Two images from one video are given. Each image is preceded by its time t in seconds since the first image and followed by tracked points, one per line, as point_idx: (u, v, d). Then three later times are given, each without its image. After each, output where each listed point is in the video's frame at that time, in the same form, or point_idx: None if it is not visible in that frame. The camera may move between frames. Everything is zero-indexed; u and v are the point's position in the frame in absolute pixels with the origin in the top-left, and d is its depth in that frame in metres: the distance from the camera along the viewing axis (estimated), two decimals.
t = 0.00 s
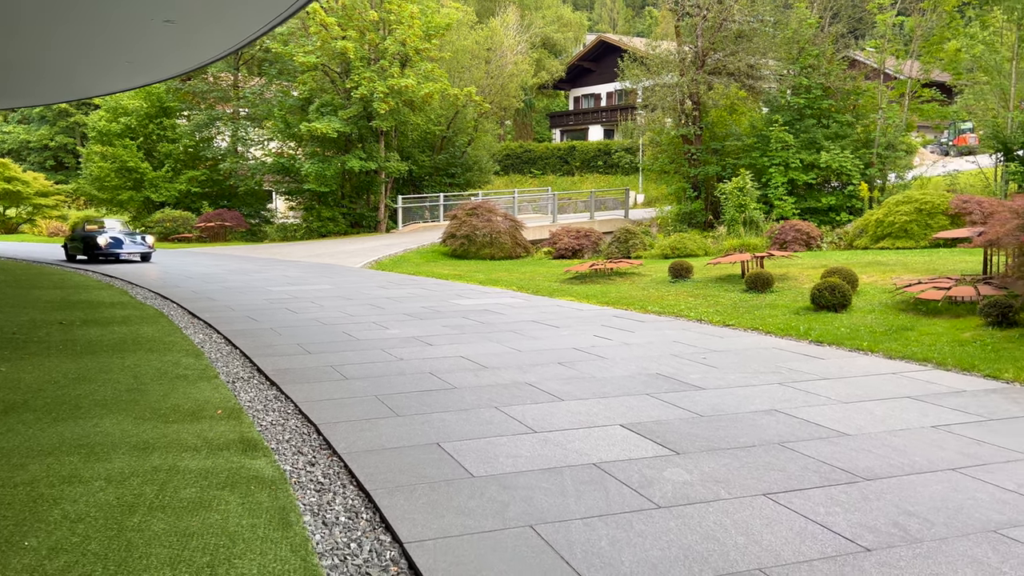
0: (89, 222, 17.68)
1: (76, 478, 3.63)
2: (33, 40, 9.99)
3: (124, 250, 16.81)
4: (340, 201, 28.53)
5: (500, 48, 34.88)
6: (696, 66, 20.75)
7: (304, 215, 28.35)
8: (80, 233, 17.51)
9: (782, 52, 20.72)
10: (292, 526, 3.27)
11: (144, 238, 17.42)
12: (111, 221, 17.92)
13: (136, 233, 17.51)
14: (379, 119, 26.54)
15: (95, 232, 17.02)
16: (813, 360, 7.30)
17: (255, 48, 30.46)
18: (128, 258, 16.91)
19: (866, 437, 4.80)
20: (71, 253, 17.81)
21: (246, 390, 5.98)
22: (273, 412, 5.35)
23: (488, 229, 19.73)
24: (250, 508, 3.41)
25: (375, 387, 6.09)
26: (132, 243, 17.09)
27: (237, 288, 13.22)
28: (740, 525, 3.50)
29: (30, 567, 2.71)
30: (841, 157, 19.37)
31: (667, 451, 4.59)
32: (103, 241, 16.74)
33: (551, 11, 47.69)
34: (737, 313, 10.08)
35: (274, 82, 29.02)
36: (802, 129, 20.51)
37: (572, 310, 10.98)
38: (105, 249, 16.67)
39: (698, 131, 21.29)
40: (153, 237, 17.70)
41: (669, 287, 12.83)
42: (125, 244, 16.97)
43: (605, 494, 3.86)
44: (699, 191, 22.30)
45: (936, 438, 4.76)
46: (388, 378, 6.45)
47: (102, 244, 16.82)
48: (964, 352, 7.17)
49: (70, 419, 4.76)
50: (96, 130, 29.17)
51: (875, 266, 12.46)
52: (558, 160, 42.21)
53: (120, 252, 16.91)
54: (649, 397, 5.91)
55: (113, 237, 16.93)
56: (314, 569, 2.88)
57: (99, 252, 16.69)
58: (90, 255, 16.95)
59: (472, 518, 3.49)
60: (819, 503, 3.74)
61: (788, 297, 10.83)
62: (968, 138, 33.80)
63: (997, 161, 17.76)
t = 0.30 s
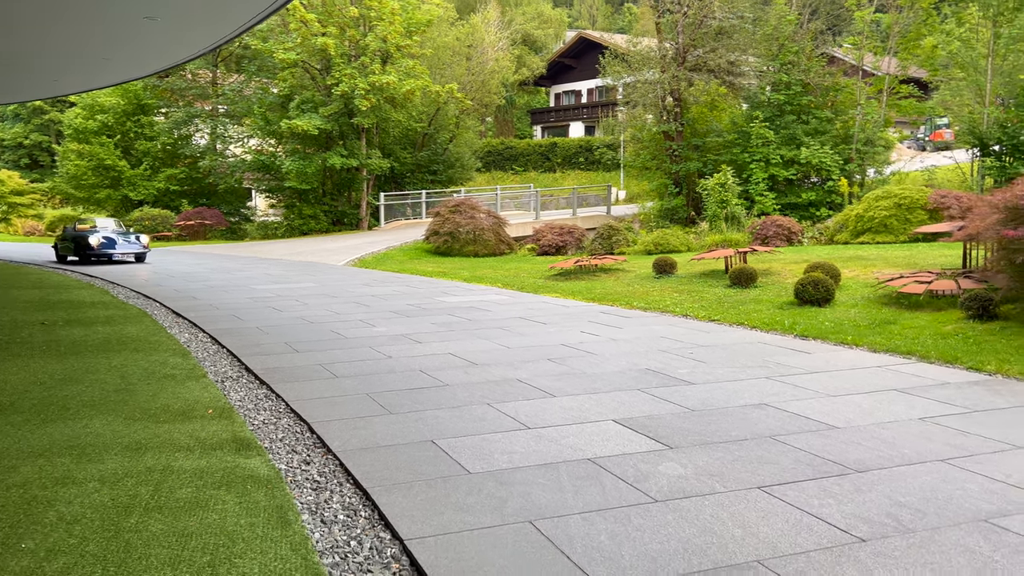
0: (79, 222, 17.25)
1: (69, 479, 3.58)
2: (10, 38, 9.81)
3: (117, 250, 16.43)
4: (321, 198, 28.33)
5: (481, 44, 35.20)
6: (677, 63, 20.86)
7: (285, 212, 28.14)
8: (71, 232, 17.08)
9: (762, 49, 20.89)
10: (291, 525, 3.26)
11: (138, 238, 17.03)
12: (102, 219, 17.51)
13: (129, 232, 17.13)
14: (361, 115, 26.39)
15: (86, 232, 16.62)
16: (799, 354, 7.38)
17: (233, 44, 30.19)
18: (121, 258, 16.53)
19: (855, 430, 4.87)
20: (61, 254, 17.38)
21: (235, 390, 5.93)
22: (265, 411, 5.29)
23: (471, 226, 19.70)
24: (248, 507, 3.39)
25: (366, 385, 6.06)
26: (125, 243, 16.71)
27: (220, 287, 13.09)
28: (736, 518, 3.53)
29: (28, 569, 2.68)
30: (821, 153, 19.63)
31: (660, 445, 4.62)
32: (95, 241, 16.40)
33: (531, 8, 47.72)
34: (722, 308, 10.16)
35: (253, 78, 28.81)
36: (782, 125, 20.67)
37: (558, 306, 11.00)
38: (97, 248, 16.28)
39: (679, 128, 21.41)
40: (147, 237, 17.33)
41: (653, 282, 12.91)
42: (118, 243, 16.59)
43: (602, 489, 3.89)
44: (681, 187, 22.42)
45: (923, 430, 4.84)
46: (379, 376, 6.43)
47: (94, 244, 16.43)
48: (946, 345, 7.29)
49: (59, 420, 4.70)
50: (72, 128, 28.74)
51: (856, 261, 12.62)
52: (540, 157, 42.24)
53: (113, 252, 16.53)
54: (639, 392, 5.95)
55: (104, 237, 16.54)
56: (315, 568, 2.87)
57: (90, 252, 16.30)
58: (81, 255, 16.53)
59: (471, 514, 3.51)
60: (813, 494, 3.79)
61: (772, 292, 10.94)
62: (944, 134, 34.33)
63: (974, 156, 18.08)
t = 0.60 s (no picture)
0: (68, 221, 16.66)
1: (64, 482, 3.66)
2: None
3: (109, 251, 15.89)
4: (301, 196, 28.13)
5: (459, 43, 35.69)
6: (657, 60, 20.99)
7: (264, 211, 27.89)
8: (60, 233, 16.49)
9: (742, 47, 20.90)
10: (291, 523, 3.32)
11: (131, 238, 16.50)
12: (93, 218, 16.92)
13: (121, 233, 16.57)
14: (340, 113, 26.22)
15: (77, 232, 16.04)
16: (785, 349, 7.47)
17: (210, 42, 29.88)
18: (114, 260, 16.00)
19: (844, 423, 4.94)
20: (50, 255, 16.80)
21: (224, 390, 6.00)
22: (256, 411, 5.39)
23: (454, 224, 19.67)
24: (246, 506, 3.46)
25: (356, 385, 6.09)
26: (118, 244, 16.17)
27: (202, 287, 12.94)
28: (733, 511, 3.58)
29: (30, 570, 2.75)
30: (799, 150, 19.87)
31: (654, 440, 4.67)
32: (85, 241, 15.85)
33: (510, 5, 47.73)
34: (706, 304, 10.26)
35: (231, 77, 28.60)
36: (761, 122, 20.94)
37: (544, 304, 11.03)
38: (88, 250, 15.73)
39: (659, 125, 21.54)
40: (141, 237, 16.78)
41: (637, 279, 12.98)
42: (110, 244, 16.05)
43: (598, 485, 3.93)
44: (661, 184, 22.55)
45: (910, 422, 4.93)
46: (369, 375, 6.45)
47: (86, 246, 15.87)
48: (928, 339, 7.43)
49: (49, 421, 4.78)
50: (46, 127, 28.22)
51: (836, 256, 12.79)
52: (520, 155, 42.27)
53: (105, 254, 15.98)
54: (629, 388, 6.00)
55: (96, 238, 15.99)
56: (316, 565, 2.92)
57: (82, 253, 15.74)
58: (72, 257, 15.98)
59: (471, 511, 3.56)
60: (806, 487, 3.85)
61: (755, 288, 11.05)
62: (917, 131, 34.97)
63: (949, 153, 18.40)
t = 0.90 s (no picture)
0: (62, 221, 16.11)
1: (54, 484, 3.77)
2: None
3: (104, 253, 15.36)
4: (282, 196, 27.95)
5: (442, 41, 35.38)
6: (639, 60, 21.05)
7: (245, 211, 27.69)
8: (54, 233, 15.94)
9: (723, 46, 21.10)
10: (285, 522, 3.42)
11: (128, 239, 15.88)
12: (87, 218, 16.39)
13: (118, 233, 16.04)
14: (322, 112, 26.07)
15: (71, 233, 15.50)
16: (770, 346, 7.55)
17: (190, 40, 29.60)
18: (109, 262, 15.50)
19: (831, 419, 5.00)
20: (43, 257, 16.28)
21: (211, 388, 6.04)
22: (245, 409, 5.45)
23: (437, 224, 19.63)
24: (239, 506, 3.59)
25: (346, 383, 6.11)
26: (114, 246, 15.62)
27: (184, 287, 12.80)
28: (725, 505, 3.61)
29: (24, 571, 2.86)
30: (780, 149, 20.11)
31: (644, 437, 4.70)
32: (81, 242, 15.22)
33: (492, 4, 47.63)
34: (691, 302, 10.34)
35: (211, 75, 28.31)
36: (742, 122, 21.20)
37: (530, 303, 11.05)
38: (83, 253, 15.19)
39: (641, 125, 21.66)
40: (138, 238, 16.24)
41: (621, 278, 13.05)
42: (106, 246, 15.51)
43: (591, 481, 3.95)
44: (644, 183, 22.65)
45: (896, 417, 5.01)
46: (358, 375, 6.43)
47: (80, 247, 15.34)
48: (910, 335, 7.54)
49: (36, 421, 4.86)
50: (22, 125, 27.75)
51: (818, 255, 12.94)
52: (502, 154, 42.28)
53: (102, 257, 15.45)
54: (618, 385, 6.03)
55: (91, 240, 15.46)
56: (312, 564, 3.02)
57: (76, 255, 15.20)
58: (66, 259, 15.45)
59: (465, 508, 3.60)
60: (796, 481, 3.90)
61: (738, 286, 11.15)
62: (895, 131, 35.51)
63: (927, 151, 18.69)
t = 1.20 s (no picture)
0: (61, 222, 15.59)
1: (43, 487, 3.75)
2: None
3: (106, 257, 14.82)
4: (269, 196, 27.80)
5: (429, 41, 35.00)
6: (626, 62, 21.13)
7: (231, 212, 27.53)
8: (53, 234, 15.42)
9: (709, 48, 21.23)
10: (277, 524, 3.43)
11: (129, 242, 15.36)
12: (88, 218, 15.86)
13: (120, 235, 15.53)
14: (309, 113, 25.97)
15: (71, 235, 14.97)
16: (757, 347, 7.61)
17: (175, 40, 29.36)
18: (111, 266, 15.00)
19: (818, 420, 5.06)
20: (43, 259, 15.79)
21: (199, 391, 6.01)
22: (234, 412, 5.44)
23: (425, 224, 19.60)
24: (230, 508, 3.59)
25: (335, 385, 6.12)
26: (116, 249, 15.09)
27: (170, 289, 12.71)
28: (714, 506, 3.65)
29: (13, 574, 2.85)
30: (766, 151, 20.28)
31: (634, 438, 4.73)
32: (80, 244, 14.72)
33: (479, 4, 47.55)
34: (678, 303, 10.40)
35: (197, 75, 28.12)
36: (728, 123, 21.25)
37: (518, 304, 11.07)
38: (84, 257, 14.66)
39: (628, 126, 21.75)
40: (141, 240, 15.73)
41: (609, 279, 13.10)
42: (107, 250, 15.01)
43: (581, 482, 3.98)
44: (631, 184, 22.72)
45: (882, 418, 5.07)
46: (347, 377, 6.43)
47: (80, 250, 14.81)
48: (895, 336, 7.64)
49: (23, 424, 4.82)
50: (5, 125, 27.47)
51: (804, 256, 13.06)
52: (489, 155, 42.28)
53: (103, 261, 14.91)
54: (606, 386, 6.06)
55: (91, 242, 14.93)
56: (304, 565, 3.03)
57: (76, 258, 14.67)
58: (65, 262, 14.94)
59: (456, 510, 3.62)
60: (784, 482, 3.94)
61: (725, 287, 11.24)
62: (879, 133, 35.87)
63: (911, 153, 18.89)
